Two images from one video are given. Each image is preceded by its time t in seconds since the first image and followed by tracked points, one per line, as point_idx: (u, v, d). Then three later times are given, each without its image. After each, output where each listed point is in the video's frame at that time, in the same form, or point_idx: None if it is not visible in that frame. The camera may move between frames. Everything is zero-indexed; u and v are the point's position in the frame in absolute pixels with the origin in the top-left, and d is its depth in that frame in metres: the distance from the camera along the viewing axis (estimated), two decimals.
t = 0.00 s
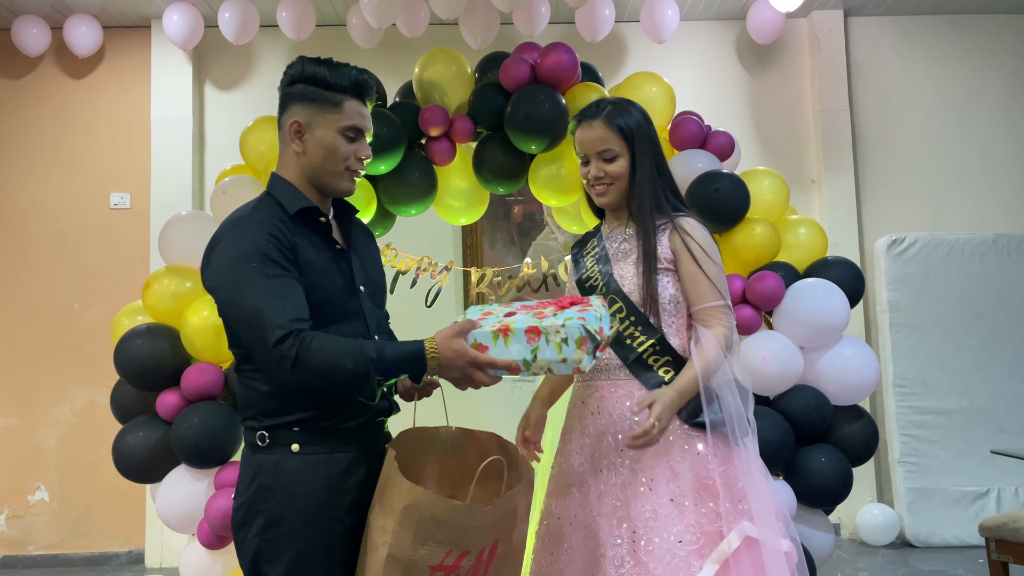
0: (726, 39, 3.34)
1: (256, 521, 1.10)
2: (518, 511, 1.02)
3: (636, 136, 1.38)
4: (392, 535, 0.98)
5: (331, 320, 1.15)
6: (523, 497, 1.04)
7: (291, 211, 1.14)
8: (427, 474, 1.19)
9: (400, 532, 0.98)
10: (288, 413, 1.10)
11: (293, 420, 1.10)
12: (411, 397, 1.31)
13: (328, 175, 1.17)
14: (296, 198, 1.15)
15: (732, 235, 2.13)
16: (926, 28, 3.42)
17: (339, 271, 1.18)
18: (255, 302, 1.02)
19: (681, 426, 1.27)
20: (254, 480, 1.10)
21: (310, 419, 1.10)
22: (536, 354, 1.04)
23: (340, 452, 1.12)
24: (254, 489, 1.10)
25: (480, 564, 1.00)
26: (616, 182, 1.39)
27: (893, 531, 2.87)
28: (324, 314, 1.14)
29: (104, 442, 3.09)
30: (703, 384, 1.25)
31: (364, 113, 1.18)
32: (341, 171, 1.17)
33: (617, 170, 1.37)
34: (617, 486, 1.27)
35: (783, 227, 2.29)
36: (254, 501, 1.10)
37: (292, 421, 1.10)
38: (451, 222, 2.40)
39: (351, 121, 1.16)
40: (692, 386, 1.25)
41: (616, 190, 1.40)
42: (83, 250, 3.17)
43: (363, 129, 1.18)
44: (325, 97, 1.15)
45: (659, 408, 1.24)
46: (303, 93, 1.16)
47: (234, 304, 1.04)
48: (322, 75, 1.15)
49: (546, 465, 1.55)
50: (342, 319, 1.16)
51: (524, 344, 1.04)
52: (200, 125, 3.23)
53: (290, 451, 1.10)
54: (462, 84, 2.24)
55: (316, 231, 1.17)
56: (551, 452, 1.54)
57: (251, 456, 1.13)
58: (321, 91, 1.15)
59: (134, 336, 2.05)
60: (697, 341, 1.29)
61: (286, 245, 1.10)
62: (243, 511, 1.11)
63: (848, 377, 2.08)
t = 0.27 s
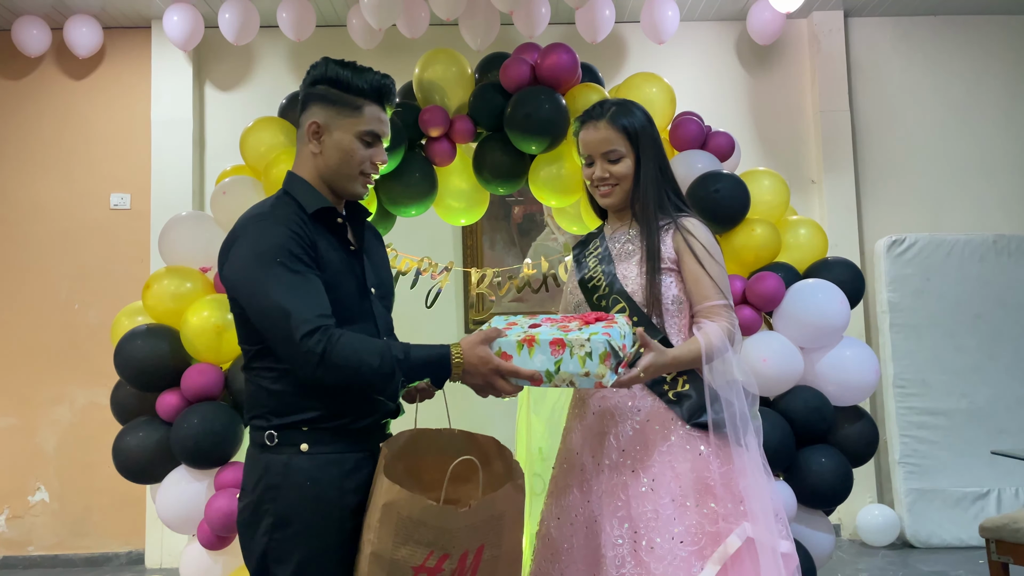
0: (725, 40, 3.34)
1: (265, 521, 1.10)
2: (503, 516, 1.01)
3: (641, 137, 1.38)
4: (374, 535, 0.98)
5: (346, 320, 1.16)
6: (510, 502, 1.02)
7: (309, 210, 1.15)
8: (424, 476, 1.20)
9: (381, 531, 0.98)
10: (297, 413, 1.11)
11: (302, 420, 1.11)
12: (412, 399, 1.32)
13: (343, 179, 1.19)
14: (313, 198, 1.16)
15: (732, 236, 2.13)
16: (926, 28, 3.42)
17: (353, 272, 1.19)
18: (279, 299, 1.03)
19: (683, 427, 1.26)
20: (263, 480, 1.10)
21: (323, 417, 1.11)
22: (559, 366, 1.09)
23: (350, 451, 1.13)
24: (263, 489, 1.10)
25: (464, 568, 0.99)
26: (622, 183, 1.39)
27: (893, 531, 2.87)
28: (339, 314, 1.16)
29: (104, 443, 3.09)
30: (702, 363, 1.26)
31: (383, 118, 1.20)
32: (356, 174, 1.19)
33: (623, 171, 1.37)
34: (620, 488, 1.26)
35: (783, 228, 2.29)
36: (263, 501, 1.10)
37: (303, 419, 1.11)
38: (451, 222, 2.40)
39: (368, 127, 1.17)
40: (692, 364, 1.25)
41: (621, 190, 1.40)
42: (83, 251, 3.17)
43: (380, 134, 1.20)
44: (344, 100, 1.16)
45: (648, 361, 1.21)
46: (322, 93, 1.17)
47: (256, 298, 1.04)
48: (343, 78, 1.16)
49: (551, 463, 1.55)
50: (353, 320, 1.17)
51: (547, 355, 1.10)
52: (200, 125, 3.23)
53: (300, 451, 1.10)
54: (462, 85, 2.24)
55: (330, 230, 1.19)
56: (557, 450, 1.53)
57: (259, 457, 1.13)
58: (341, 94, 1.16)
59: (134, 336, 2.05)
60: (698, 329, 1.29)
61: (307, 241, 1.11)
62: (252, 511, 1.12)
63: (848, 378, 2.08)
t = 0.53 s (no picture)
0: (725, 41, 3.34)
1: (271, 519, 1.11)
2: (507, 519, 1.01)
3: (643, 138, 1.38)
4: (379, 539, 0.99)
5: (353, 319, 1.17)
6: (513, 505, 1.02)
7: (320, 211, 1.16)
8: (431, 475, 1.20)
9: (386, 534, 0.99)
10: (303, 412, 1.12)
11: (308, 420, 1.11)
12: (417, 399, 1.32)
13: (353, 186, 1.19)
14: (325, 199, 1.17)
15: (732, 237, 2.13)
16: (926, 29, 3.42)
17: (361, 272, 1.20)
18: (290, 294, 1.04)
19: (688, 427, 1.26)
20: (269, 478, 1.12)
21: (334, 416, 1.12)
22: (570, 361, 1.11)
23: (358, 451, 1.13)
24: (269, 486, 1.12)
25: (469, 571, 0.98)
26: (624, 183, 1.38)
27: (894, 532, 2.87)
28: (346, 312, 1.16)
29: (104, 443, 3.09)
30: (707, 358, 1.26)
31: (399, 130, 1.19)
32: (365, 184, 1.18)
33: (625, 171, 1.37)
34: (627, 487, 1.25)
35: (783, 229, 2.29)
36: (268, 499, 1.11)
37: (312, 416, 1.11)
38: (451, 223, 2.40)
39: (381, 138, 1.16)
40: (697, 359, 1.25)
41: (623, 191, 1.39)
42: (84, 251, 3.17)
43: (394, 146, 1.19)
44: (360, 108, 1.16)
45: (652, 351, 1.20)
46: (341, 98, 1.17)
47: (268, 295, 1.05)
48: (360, 86, 1.15)
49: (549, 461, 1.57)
50: (363, 319, 1.18)
51: (558, 350, 1.11)
52: (201, 126, 3.23)
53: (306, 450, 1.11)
54: (462, 86, 2.24)
55: (342, 232, 1.19)
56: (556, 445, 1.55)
57: (266, 455, 1.14)
58: (358, 101, 1.16)
59: (134, 337, 2.05)
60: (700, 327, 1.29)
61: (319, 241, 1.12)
62: (258, 509, 1.13)
63: (849, 378, 2.08)
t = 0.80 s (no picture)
0: (725, 41, 3.34)
1: (277, 517, 1.11)
2: (515, 517, 1.01)
3: (644, 139, 1.38)
4: (387, 535, 0.99)
5: (361, 321, 1.17)
6: (522, 503, 1.02)
7: (329, 216, 1.16)
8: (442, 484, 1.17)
9: (394, 532, 0.98)
10: (309, 412, 1.12)
11: (315, 419, 1.12)
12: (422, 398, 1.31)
13: (360, 197, 1.19)
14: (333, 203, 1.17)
15: (732, 238, 2.13)
16: (926, 30, 3.42)
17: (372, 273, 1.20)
18: (294, 294, 1.05)
19: (693, 427, 1.27)
20: (276, 476, 1.12)
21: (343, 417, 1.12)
22: (579, 358, 1.12)
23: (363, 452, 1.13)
24: (276, 484, 1.12)
25: (477, 569, 0.98)
26: (623, 184, 1.38)
27: (894, 533, 2.87)
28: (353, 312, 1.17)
29: (104, 445, 3.09)
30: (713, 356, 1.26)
31: (413, 145, 1.18)
32: (372, 196, 1.19)
33: (625, 172, 1.37)
34: (634, 488, 1.24)
35: (784, 229, 2.29)
36: (275, 496, 1.12)
37: (320, 415, 1.12)
38: (451, 224, 2.39)
39: (391, 153, 1.16)
40: (706, 358, 1.24)
41: (622, 192, 1.39)
42: (84, 252, 3.18)
43: (405, 161, 1.18)
44: (375, 120, 1.15)
45: (663, 350, 1.19)
46: (359, 107, 1.16)
47: (273, 294, 1.07)
48: (377, 98, 1.14)
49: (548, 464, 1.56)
50: (371, 320, 1.19)
51: (568, 348, 1.13)
52: (201, 127, 3.23)
53: (313, 449, 1.11)
54: (463, 87, 2.24)
55: (353, 234, 1.19)
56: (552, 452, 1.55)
57: (274, 453, 1.15)
58: (373, 112, 1.15)
59: (135, 338, 2.05)
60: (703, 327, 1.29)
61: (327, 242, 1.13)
62: (264, 506, 1.13)
63: (849, 379, 2.08)
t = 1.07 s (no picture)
0: (725, 43, 3.34)
1: (283, 514, 1.12)
2: (514, 514, 1.01)
3: (640, 141, 1.38)
4: (388, 532, 0.99)
5: (371, 325, 1.18)
6: (519, 500, 1.02)
7: (350, 219, 1.17)
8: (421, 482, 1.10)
9: (394, 530, 0.99)
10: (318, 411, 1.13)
11: (321, 419, 1.13)
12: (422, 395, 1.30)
13: (383, 203, 1.20)
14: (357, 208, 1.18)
15: (731, 239, 2.13)
16: (925, 31, 3.43)
17: (386, 276, 1.21)
18: (303, 298, 1.06)
19: (692, 428, 1.27)
20: (282, 473, 1.13)
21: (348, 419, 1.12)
22: (576, 347, 1.15)
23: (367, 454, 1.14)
24: (282, 482, 1.13)
25: (478, 565, 0.99)
26: (620, 187, 1.38)
27: (893, 533, 2.87)
28: (362, 315, 1.17)
29: (104, 445, 3.09)
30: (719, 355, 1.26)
31: (438, 156, 1.19)
32: (394, 203, 1.20)
33: (623, 175, 1.37)
34: (635, 489, 1.23)
35: (783, 230, 2.30)
36: (281, 494, 1.13)
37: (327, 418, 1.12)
38: (451, 225, 2.39)
39: (417, 161, 1.17)
40: (712, 356, 1.25)
41: (619, 195, 1.39)
42: (83, 253, 3.18)
43: (430, 171, 1.19)
44: (403, 128, 1.16)
45: (669, 341, 1.20)
46: (390, 114, 1.18)
47: (283, 292, 1.08)
48: (408, 107, 1.16)
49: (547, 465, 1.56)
50: (381, 325, 1.19)
51: (566, 339, 1.17)
52: (201, 128, 3.24)
53: (319, 448, 1.12)
54: (462, 88, 2.24)
55: (372, 240, 1.20)
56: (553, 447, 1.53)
57: (280, 451, 1.16)
58: (402, 121, 1.17)
59: (134, 339, 2.05)
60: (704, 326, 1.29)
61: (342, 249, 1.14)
62: (271, 504, 1.15)
63: (848, 379, 2.09)
